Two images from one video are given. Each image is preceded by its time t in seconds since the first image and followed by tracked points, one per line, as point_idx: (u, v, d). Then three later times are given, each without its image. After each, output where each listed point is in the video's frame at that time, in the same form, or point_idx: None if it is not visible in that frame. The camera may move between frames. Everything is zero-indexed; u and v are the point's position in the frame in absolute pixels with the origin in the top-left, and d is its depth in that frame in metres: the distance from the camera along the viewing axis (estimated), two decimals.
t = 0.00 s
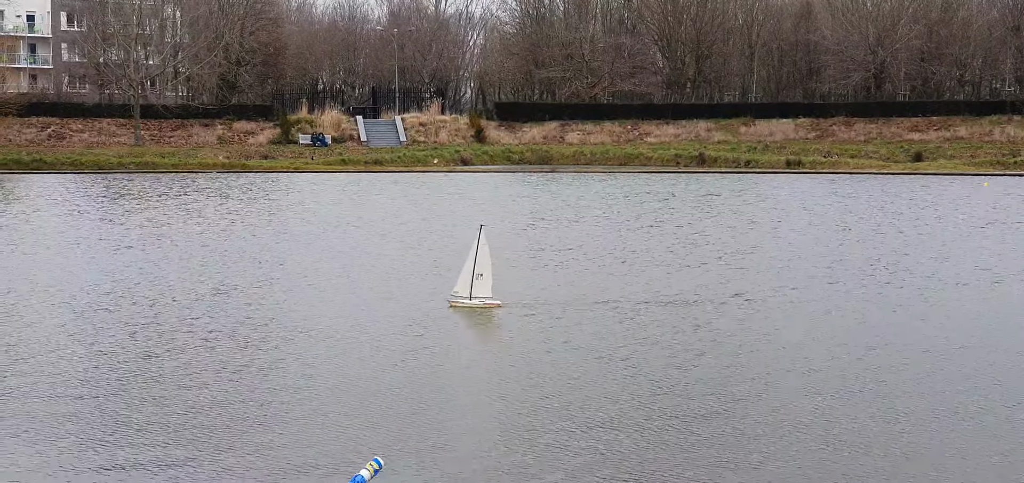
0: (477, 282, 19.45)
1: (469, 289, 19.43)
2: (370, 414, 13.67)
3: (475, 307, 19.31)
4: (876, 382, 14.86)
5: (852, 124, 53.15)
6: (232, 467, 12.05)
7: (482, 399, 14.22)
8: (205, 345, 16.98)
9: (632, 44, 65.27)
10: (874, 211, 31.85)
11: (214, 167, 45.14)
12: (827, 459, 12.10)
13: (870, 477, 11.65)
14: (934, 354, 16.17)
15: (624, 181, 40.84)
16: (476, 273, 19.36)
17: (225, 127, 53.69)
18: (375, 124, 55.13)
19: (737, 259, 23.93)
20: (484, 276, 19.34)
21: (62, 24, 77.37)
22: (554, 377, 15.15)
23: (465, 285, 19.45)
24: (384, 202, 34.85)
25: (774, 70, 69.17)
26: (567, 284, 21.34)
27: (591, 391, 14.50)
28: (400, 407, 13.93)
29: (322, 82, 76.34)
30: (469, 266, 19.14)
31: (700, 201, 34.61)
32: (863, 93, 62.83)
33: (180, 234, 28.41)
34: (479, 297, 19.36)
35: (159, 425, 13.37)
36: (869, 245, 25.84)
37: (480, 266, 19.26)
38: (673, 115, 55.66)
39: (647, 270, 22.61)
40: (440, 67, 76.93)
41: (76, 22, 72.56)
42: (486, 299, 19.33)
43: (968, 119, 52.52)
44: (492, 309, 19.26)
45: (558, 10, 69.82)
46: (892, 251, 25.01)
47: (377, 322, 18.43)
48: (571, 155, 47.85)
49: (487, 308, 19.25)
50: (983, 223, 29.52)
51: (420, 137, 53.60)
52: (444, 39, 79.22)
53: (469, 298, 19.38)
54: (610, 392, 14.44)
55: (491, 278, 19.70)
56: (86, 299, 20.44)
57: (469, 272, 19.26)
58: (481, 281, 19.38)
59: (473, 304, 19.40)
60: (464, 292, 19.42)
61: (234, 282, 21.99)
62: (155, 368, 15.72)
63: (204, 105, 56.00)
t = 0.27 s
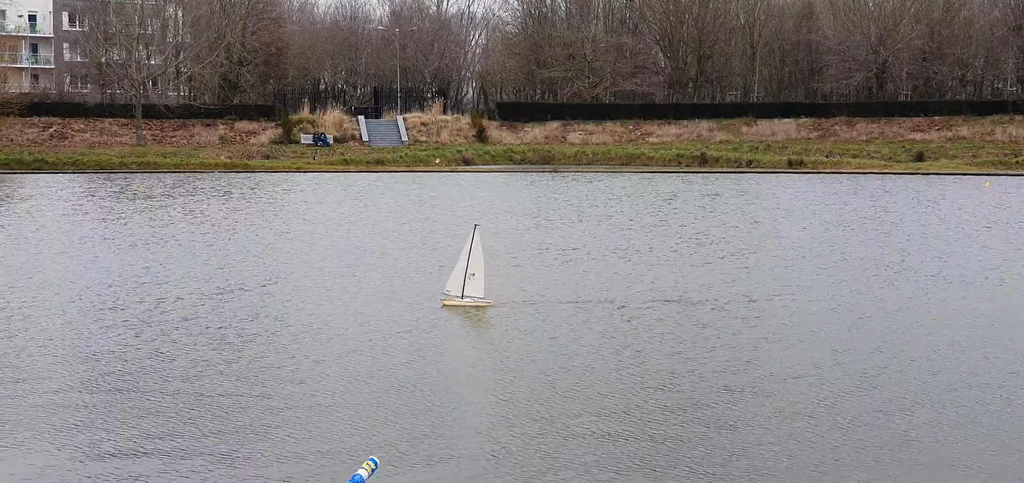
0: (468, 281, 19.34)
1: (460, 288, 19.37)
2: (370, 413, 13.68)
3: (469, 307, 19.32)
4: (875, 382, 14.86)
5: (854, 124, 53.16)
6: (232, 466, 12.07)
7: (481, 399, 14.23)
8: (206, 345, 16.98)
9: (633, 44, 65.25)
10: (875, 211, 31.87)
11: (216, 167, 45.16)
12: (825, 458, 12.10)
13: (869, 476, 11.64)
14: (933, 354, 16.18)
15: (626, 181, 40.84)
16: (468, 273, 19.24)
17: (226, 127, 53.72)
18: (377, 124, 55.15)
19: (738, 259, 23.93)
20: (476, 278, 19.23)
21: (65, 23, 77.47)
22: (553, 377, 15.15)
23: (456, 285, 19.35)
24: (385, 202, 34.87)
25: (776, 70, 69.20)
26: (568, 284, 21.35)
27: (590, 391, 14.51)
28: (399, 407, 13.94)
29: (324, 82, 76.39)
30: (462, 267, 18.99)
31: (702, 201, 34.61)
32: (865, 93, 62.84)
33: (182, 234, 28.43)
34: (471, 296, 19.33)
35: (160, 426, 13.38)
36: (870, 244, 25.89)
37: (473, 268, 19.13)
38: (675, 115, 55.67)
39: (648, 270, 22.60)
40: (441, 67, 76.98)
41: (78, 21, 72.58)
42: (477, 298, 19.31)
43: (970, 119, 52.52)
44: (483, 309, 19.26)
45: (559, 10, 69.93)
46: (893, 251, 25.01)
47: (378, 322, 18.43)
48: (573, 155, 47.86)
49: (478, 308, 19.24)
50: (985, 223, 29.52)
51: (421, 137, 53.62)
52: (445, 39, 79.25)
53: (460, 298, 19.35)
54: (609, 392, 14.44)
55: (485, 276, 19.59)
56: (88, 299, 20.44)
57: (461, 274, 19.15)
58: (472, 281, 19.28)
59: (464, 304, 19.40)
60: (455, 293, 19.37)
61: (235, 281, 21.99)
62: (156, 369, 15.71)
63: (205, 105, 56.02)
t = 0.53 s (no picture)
0: (463, 280, 19.52)
1: (454, 288, 19.53)
2: (369, 413, 13.74)
3: (460, 306, 19.46)
4: (873, 382, 14.86)
5: (856, 124, 53.19)
6: (230, 466, 12.10)
7: (480, 398, 14.29)
8: (208, 345, 17.03)
9: (635, 44, 65.30)
10: (878, 211, 31.90)
11: (218, 166, 45.22)
12: (822, 458, 12.10)
13: (866, 476, 11.64)
14: (933, 354, 16.19)
15: (627, 181, 40.87)
16: (462, 272, 19.43)
17: (228, 127, 53.78)
18: (379, 124, 55.21)
19: (741, 259, 23.92)
20: (470, 277, 19.41)
21: (66, 23, 77.49)
22: (553, 376, 15.21)
23: (450, 284, 19.52)
24: (387, 202, 34.92)
25: (778, 70, 69.31)
26: (570, 284, 21.38)
27: (590, 390, 14.57)
28: (399, 407, 13.99)
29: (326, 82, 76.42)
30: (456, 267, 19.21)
31: (705, 201, 34.65)
32: (868, 93, 62.93)
33: (182, 234, 28.44)
34: (464, 296, 19.45)
35: (162, 426, 13.43)
36: (871, 244, 25.90)
37: (467, 266, 19.32)
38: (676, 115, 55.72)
39: (648, 270, 22.63)
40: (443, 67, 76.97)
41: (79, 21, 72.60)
42: (471, 298, 19.43)
43: (972, 119, 52.57)
44: (476, 309, 19.38)
45: (561, 11, 70.06)
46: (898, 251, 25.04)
47: (378, 321, 18.48)
48: (574, 155, 47.90)
49: (471, 308, 19.37)
50: (986, 222, 29.57)
51: (423, 137, 53.66)
52: (447, 39, 79.27)
53: (453, 297, 19.49)
54: (609, 392, 14.48)
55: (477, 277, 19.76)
56: (89, 299, 20.48)
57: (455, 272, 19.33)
58: (466, 280, 19.45)
59: (457, 303, 19.51)
60: (449, 293, 19.53)
61: (235, 281, 22.04)
62: (158, 369, 15.77)
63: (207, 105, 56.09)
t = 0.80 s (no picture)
0: (455, 281, 19.42)
1: (447, 287, 19.46)
2: (371, 413, 13.73)
3: (454, 306, 19.43)
4: (874, 382, 14.83)
5: (857, 124, 53.18)
6: (231, 467, 12.09)
7: (482, 398, 14.28)
8: (208, 345, 17.03)
9: (637, 44, 65.32)
10: (879, 211, 31.90)
11: (219, 166, 45.22)
12: (821, 459, 12.07)
13: (867, 476, 11.61)
14: (933, 354, 16.16)
15: (628, 181, 40.85)
16: (455, 272, 19.30)
17: (230, 127, 53.79)
18: (380, 124, 55.21)
19: (742, 259, 23.91)
20: (464, 278, 19.29)
21: (67, 23, 77.46)
22: (555, 376, 15.21)
23: (443, 284, 19.44)
24: (388, 202, 34.92)
25: (779, 70, 69.34)
26: (570, 284, 21.36)
27: (592, 390, 14.56)
28: (401, 406, 13.99)
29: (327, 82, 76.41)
30: (449, 267, 19.08)
31: (706, 201, 34.64)
32: (869, 93, 62.95)
33: (183, 234, 28.43)
34: (457, 296, 19.42)
35: (163, 426, 13.42)
36: (872, 245, 25.88)
37: (461, 268, 19.19)
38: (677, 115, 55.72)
39: (649, 270, 22.60)
40: (445, 67, 76.92)
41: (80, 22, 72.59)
42: (463, 298, 19.41)
43: (973, 119, 52.56)
44: (468, 309, 19.38)
45: (562, 11, 70.11)
46: (900, 251, 25.03)
47: (378, 321, 18.48)
48: (575, 155, 47.89)
49: (463, 308, 19.38)
50: (987, 223, 29.58)
51: (424, 137, 53.66)
52: (448, 40, 79.24)
53: (447, 297, 19.46)
54: (611, 391, 14.48)
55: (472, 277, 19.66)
56: (90, 299, 20.47)
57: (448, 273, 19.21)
58: (459, 281, 19.35)
59: (450, 303, 19.52)
60: (442, 293, 19.46)
61: (235, 281, 22.04)
62: (158, 369, 15.76)
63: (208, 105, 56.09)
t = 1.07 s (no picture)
0: (450, 280, 19.55)
1: (442, 286, 19.57)
2: (371, 413, 13.74)
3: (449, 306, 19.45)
4: (874, 382, 14.83)
5: (858, 125, 53.17)
6: (229, 468, 12.07)
7: (481, 397, 14.29)
8: (209, 344, 17.04)
9: (637, 44, 65.28)
10: (880, 211, 31.84)
11: (220, 167, 45.23)
12: (821, 458, 12.03)
13: (870, 477, 11.55)
14: (934, 355, 16.15)
15: (628, 181, 40.81)
16: (450, 271, 19.45)
17: (230, 127, 53.79)
18: (381, 124, 55.22)
19: (743, 259, 23.89)
20: (458, 276, 19.43)
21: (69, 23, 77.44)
22: (556, 376, 15.22)
23: (438, 283, 19.54)
24: (388, 202, 34.89)
25: (780, 70, 69.31)
26: (571, 284, 21.35)
27: (592, 389, 14.56)
28: (401, 406, 14.00)
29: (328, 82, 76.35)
30: (444, 264, 19.22)
31: (707, 201, 34.60)
32: (870, 93, 62.89)
33: (185, 234, 28.41)
34: (452, 295, 19.50)
35: (163, 426, 13.42)
36: (874, 245, 25.85)
37: (455, 266, 19.35)
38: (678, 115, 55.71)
39: (650, 270, 22.58)
40: (446, 67, 76.80)
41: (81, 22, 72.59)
42: (458, 297, 19.47)
43: (974, 119, 52.54)
44: (463, 308, 19.41)
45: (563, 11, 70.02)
46: (901, 251, 24.99)
47: (378, 321, 18.48)
48: (576, 155, 47.89)
49: (457, 307, 19.41)
50: (988, 223, 29.51)
51: (425, 137, 53.67)
52: (449, 39, 79.15)
53: (442, 296, 19.54)
54: (611, 391, 14.48)
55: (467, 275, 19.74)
56: (91, 299, 20.48)
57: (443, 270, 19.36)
58: (454, 279, 19.49)
59: (445, 303, 19.54)
60: (437, 292, 19.56)
61: (236, 282, 22.05)
62: (159, 369, 15.76)
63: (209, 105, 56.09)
